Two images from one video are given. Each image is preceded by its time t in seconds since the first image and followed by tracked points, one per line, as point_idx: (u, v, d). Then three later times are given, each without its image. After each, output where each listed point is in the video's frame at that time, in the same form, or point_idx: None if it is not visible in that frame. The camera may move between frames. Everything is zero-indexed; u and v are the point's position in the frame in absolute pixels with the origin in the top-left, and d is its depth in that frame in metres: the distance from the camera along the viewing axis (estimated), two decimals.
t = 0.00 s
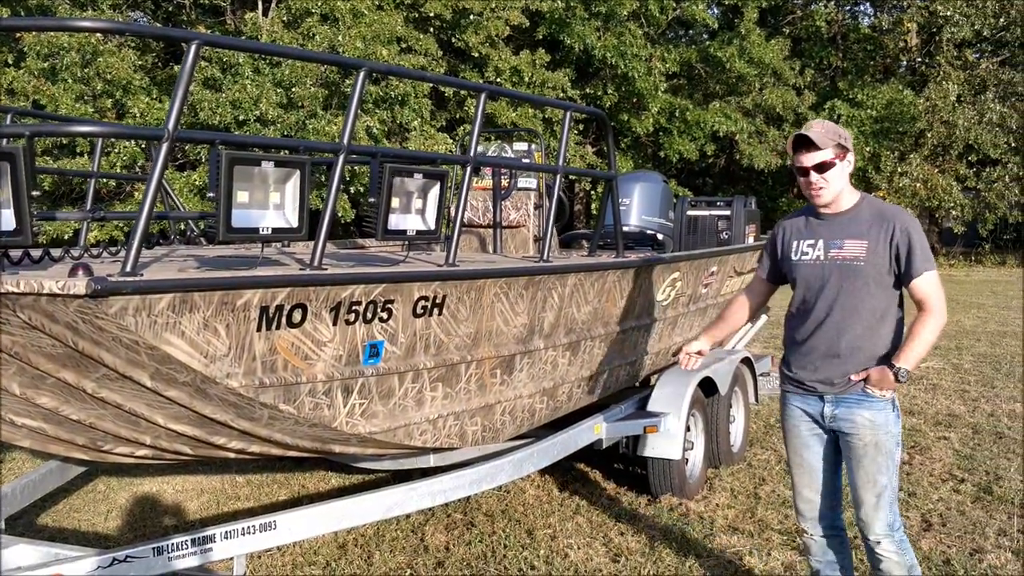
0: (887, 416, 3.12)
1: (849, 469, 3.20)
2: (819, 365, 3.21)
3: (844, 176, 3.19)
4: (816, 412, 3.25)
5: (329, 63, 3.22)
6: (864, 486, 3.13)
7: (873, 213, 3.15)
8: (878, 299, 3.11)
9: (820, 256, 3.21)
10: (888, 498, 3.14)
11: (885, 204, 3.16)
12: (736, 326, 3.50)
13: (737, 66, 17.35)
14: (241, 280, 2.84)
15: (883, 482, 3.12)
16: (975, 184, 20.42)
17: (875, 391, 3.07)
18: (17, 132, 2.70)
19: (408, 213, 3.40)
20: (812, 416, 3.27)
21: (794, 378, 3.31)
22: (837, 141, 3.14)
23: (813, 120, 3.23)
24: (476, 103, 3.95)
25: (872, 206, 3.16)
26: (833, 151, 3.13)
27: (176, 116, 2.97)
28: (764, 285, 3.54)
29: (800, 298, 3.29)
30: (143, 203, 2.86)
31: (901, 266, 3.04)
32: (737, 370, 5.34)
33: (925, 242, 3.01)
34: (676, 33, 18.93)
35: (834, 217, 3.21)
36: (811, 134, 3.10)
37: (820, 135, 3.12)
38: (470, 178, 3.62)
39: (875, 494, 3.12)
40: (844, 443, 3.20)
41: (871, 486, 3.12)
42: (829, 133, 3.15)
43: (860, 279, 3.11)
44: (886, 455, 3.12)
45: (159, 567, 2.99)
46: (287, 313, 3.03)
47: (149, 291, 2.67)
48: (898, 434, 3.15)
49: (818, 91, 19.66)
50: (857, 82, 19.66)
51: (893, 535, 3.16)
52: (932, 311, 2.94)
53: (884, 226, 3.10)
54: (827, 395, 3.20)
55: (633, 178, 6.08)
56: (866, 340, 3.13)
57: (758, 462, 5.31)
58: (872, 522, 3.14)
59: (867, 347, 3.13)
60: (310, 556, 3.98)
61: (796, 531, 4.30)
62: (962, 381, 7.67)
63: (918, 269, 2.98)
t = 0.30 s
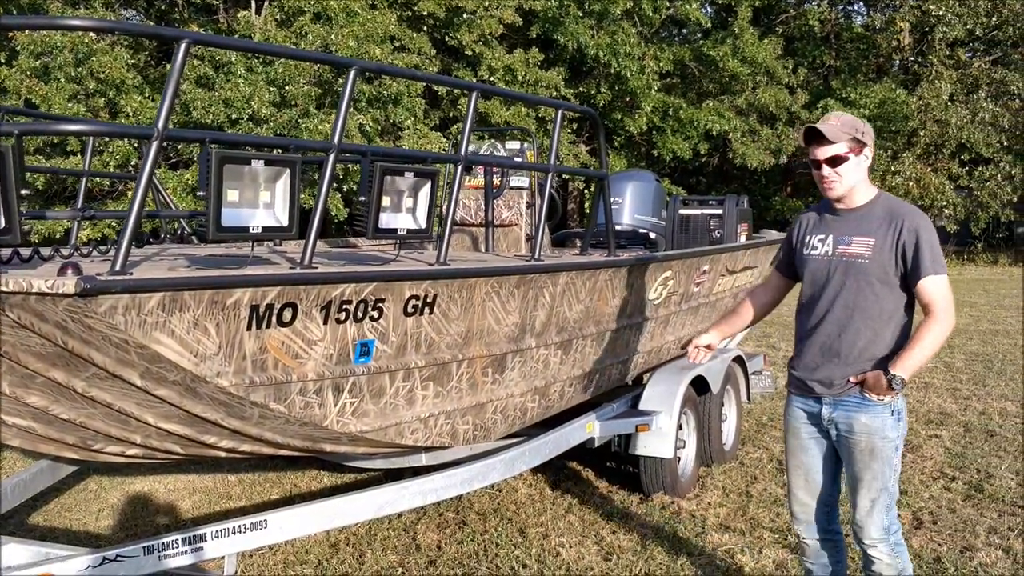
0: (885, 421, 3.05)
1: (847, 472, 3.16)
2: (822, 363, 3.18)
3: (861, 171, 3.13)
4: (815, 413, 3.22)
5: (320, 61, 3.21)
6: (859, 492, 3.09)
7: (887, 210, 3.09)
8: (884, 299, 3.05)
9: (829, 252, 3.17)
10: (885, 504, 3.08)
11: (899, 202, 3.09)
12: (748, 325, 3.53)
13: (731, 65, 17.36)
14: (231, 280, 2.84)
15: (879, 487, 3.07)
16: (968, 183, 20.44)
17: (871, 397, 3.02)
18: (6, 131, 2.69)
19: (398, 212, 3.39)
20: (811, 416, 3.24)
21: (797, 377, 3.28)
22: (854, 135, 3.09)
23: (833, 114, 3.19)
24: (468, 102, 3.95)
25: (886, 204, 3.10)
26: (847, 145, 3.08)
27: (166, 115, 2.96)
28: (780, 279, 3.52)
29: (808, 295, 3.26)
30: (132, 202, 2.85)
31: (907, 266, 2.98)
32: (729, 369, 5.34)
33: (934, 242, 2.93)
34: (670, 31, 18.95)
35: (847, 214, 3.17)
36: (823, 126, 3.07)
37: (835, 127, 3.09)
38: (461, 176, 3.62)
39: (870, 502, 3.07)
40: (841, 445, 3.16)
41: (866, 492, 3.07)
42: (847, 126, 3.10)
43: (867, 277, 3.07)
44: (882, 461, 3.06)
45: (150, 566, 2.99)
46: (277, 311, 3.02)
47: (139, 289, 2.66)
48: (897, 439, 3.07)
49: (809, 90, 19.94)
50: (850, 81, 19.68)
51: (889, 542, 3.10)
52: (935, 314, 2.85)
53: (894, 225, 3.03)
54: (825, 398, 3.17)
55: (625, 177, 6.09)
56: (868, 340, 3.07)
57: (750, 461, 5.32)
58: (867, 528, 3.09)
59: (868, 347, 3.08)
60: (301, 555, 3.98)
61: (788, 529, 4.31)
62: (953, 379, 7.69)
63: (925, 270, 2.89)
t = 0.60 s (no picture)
0: (889, 424, 3.00)
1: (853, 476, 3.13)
2: (825, 365, 3.15)
3: (869, 172, 3.09)
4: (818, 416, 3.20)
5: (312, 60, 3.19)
6: (863, 495, 3.06)
7: (892, 210, 3.03)
8: (887, 301, 3.01)
9: (834, 252, 3.13)
10: (891, 506, 3.03)
11: (906, 202, 3.03)
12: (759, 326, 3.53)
13: (725, 64, 17.37)
14: (222, 278, 2.83)
15: (883, 490, 3.02)
16: (962, 182, 20.47)
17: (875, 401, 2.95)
18: None
19: (390, 211, 3.39)
20: (815, 421, 3.22)
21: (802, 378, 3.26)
22: (863, 135, 3.04)
23: (847, 111, 3.15)
24: (460, 100, 3.93)
25: (893, 204, 3.05)
26: (854, 145, 3.05)
27: (157, 113, 2.94)
28: (791, 279, 3.51)
29: (813, 295, 3.23)
30: (123, 201, 2.84)
31: (910, 267, 2.92)
32: (722, 367, 5.35)
33: (938, 244, 2.87)
34: (664, 30, 18.98)
35: (852, 213, 3.13)
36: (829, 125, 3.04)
37: (842, 127, 3.05)
38: (453, 175, 3.62)
39: (874, 504, 3.03)
40: (847, 449, 3.12)
41: (871, 496, 3.03)
42: (857, 126, 3.06)
43: (869, 279, 3.02)
44: (886, 465, 3.01)
45: (142, 565, 2.97)
46: (269, 310, 3.02)
47: (130, 287, 2.65)
48: (903, 441, 3.01)
49: (803, 89, 20.07)
50: (844, 80, 19.70)
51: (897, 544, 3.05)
52: (939, 317, 2.79)
53: (898, 225, 2.98)
54: (829, 401, 3.14)
55: (619, 175, 6.15)
56: (871, 342, 3.03)
57: (744, 459, 5.32)
58: (872, 531, 3.05)
59: (872, 350, 3.04)
60: (294, 554, 3.97)
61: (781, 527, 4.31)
62: (946, 378, 7.70)
63: (926, 271, 2.84)
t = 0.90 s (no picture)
0: (881, 422, 3.00)
1: (845, 473, 3.12)
2: (820, 365, 3.16)
3: (861, 170, 3.08)
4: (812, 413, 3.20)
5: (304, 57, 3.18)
6: (855, 493, 3.06)
7: (887, 209, 3.03)
8: (882, 301, 3.00)
9: (830, 251, 3.13)
10: (883, 503, 3.04)
11: (902, 201, 3.03)
12: (756, 322, 3.55)
13: (720, 62, 17.39)
14: (213, 276, 2.83)
15: (874, 488, 3.02)
16: (956, 180, 20.50)
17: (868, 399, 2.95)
18: None
19: (382, 209, 3.39)
20: (808, 417, 3.22)
21: (796, 376, 3.26)
22: (852, 132, 3.04)
23: (843, 108, 3.15)
24: (452, 97, 3.92)
25: (889, 203, 3.04)
26: (843, 142, 3.05)
27: (147, 111, 2.93)
28: (790, 274, 3.49)
29: (809, 295, 3.23)
30: (114, 199, 2.84)
31: (905, 266, 2.91)
32: (715, 366, 5.36)
33: (933, 243, 2.86)
34: (659, 29, 18.99)
35: (848, 212, 3.12)
36: (816, 122, 3.06)
37: (830, 123, 3.06)
38: (445, 172, 3.61)
39: (866, 501, 3.03)
40: (838, 445, 3.12)
41: (862, 494, 3.03)
42: (847, 123, 3.06)
43: (864, 278, 3.02)
44: (878, 463, 3.01)
45: (134, 563, 2.97)
46: (260, 308, 3.01)
47: (120, 286, 2.65)
48: (895, 439, 3.01)
49: (798, 88, 20.13)
50: (839, 79, 19.73)
51: (888, 543, 3.06)
52: (934, 316, 2.79)
53: (893, 224, 2.98)
54: (822, 398, 3.14)
55: (613, 175, 6.16)
56: (866, 342, 3.03)
57: (737, 457, 5.32)
58: (864, 529, 3.05)
59: (867, 349, 3.03)
60: (287, 552, 3.97)
61: (773, 525, 4.31)
62: (940, 376, 7.72)
63: (921, 270, 2.83)
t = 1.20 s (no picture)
0: (872, 421, 3.00)
1: (837, 470, 3.13)
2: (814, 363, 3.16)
3: (851, 168, 3.07)
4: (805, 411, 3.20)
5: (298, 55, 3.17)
6: (848, 490, 3.06)
7: (883, 207, 3.01)
8: (876, 301, 3.00)
9: (825, 250, 3.13)
10: (876, 502, 3.04)
11: (897, 200, 3.01)
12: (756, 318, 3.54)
13: (716, 61, 17.42)
14: (205, 274, 2.82)
15: (867, 486, 3.03)
16: (951, 178, 20.54)
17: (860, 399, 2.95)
18: None
19: (376, 207, 3.39)
20: (801, 415, 3.22)
21: (791, 374, 3.27)
22: (840, 131, 3.05)
23: (838, 106, 3.14)
24: (446, 95, 3.91)
25: (884, 201, 3.02)
26: (829, 141, 3.06)
27: (140, 109, 2.92)
28: (790, 270, 3.47)
29: (805, 293, 3.23)
30: (107, 197, 2.83)
31: (898, 266, 2.90)
32: (709, 364, 5.37)
33: (927, 242, 2.85)
34: (655, 27, 19.01)
35: (844, 211, 3.11)
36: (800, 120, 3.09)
37: (817, 121, 3.08)
38: (438, 170, 3.61)
39: (859, 499, 3.03)
40: (831, 443, 3.12)
41: (855, 492, 3.04)
42: (835, 122, 3.06)
43: (859, 278, 3.01)
44: (869, 461, 3.01)
45: (129, 561, 2.96)
46: (254, 306, 3.01)
47: (114, 284, 2.64)
48: (886, 438, 3.01)
49: (794, 87, 20.17)
50: (834, 77, 19.76)
51: (881, 540, 3.06)
52: (927, 317, 2.78)
53: (887, 224, 2.96)
54: (815, 396, 3.14)
55: (608, 173, 6.19)
56: (860, 342, 3.03)
57: (731, 455, 5.33)
58: (857, 527, 3.06)
59: (861, 348, 3.03)
60: (281, 551, 3.98)
61: (768, 523, 4.32)
62: (934, 373, 7.73)
63: (914, 271, 2.82)
